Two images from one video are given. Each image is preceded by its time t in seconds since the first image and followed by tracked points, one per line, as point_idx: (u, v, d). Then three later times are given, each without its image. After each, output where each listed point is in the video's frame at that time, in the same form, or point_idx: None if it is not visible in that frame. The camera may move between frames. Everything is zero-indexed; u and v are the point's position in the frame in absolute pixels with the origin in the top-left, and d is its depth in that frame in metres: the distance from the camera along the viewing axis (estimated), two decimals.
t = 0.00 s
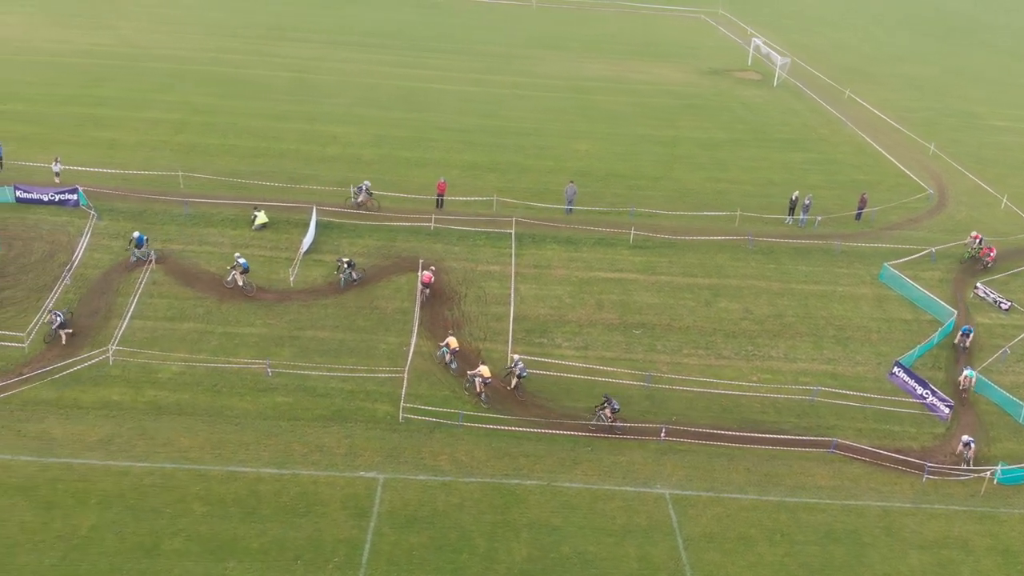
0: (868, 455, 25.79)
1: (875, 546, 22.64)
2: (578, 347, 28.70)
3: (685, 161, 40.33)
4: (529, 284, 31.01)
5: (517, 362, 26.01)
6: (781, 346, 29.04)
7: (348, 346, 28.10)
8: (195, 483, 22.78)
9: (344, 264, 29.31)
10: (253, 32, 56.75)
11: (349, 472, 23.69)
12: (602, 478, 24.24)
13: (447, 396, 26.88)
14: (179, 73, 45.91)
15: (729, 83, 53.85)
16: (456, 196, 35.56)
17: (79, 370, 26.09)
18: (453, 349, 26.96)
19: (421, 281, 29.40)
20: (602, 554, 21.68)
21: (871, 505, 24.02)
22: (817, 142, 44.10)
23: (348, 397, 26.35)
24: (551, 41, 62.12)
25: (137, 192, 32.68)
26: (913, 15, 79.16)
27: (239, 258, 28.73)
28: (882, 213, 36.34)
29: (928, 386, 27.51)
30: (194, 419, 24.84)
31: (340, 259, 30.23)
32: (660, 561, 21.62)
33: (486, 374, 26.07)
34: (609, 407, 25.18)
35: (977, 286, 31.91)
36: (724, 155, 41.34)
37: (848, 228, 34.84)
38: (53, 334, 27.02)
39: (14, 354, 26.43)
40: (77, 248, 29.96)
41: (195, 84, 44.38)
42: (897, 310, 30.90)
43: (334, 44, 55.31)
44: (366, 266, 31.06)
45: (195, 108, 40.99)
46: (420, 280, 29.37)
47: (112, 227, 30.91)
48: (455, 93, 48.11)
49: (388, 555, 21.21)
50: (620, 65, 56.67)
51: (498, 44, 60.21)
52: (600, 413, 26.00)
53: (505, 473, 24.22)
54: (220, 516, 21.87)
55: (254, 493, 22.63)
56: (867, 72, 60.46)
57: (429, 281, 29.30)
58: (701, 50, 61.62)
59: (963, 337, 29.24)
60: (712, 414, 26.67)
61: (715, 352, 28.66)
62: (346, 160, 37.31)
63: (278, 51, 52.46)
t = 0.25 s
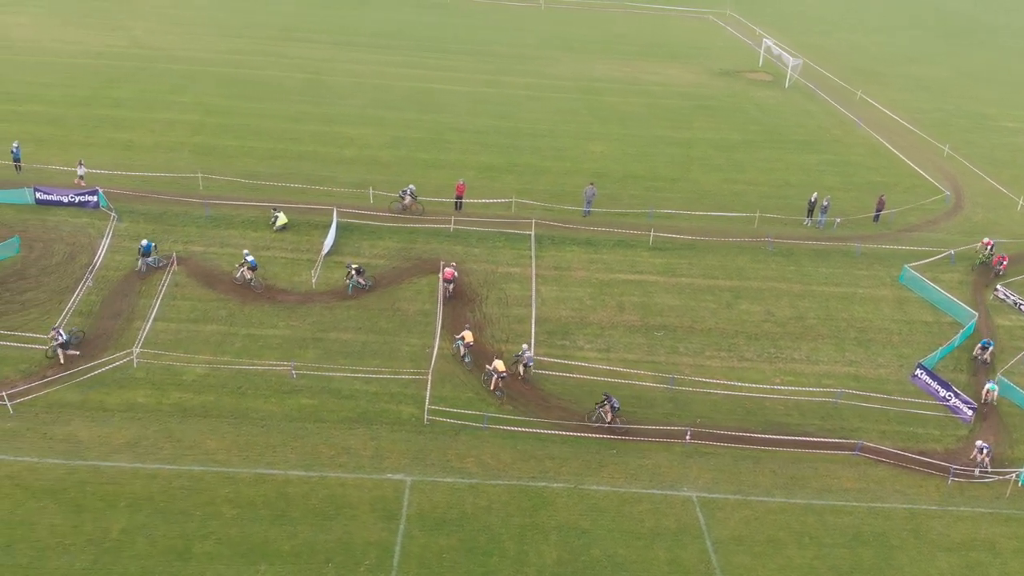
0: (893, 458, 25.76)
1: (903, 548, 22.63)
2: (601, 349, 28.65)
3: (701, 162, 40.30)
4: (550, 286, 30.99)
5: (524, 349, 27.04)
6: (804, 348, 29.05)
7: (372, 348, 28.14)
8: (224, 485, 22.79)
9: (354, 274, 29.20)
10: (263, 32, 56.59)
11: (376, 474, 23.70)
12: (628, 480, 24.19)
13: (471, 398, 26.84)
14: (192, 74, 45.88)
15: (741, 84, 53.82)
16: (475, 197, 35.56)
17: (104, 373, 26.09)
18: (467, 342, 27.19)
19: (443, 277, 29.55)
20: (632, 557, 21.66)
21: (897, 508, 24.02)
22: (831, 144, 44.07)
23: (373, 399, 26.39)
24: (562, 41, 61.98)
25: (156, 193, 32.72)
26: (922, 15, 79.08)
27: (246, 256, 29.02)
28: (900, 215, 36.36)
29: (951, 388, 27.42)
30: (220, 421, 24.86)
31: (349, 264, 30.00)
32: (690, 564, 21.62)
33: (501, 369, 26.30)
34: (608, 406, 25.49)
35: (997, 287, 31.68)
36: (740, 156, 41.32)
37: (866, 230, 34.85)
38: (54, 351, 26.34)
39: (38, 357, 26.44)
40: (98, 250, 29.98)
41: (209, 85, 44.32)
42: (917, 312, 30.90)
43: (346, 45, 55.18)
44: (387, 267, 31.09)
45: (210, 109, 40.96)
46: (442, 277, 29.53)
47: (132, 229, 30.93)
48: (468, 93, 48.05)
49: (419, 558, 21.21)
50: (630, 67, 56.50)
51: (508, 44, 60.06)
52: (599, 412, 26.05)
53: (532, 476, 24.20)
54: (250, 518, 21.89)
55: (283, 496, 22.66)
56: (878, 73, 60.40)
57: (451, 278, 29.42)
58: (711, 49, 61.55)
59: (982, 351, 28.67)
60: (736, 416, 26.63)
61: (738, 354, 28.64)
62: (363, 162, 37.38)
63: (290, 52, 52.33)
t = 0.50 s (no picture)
0: (915, 460, 25.72)
1: (928, 551, 22.58)
2: (621, 351, 28.59)
3: (716, 163, 40.25)
4: (569, 287, 30.96)
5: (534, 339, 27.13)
6: (824, 350, 29.05)
7: (392, 350, 28.17)
8: (249, 488, 22.81)
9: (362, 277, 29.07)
10: (273, 31, 56.39)
11: (400, 476, 23.70)
12: (652, 483, 24.11)
13: (492, 400, 26.80)
14: (204, 74, 45.81)
15: (752, 84, 53.74)
16: (491, 199, 35.56)
17: (125, 375, 26.11)
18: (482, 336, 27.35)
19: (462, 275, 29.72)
20: (659, 560, 21.61)
21: (921, 510, 23.96)
22: (844, 145, 44.05)
23: (395, 401, 26.41)
24: (572, 40, 61.71)
25: (174, 195, 32.80)
26: (929, 15, 78.95)
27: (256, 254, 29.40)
28: (916, 217, 36.34)
29: (971, 390, 27.34)
30: (243, 423, 24.89)
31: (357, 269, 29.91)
32: (717, 567, 21.61)
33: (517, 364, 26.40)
34: (609, 403, 25.24)
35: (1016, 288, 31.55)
36: (754, 157, 41.24)
37: (883, 231, 34.85)
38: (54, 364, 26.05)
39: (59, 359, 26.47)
40: (117, 252, 30.04)
41: (221, 86, 44.24)
42: (936, 314, 30.89)
43: (356, 44, 55.00)
44: (406, 269, 31.18)
45: (223, 110, 40.91)
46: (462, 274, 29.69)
47: (151, 230, 30.99)
48: (480, 94, 47.94)
49: (446, 560, 21.20)
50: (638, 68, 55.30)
51: (518, 42, 59.77)
52: (600, 410, 26.26)
53: (556, 478, 24.13)
54: (277, 521, 21.91)
55: (308, 498, 22.69)
56: (888, 73, 60.31)
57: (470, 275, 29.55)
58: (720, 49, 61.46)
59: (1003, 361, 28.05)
60: (758, 418, 26.58)
61: (758, 356, 28.63)
62: (378, 164, 37.43)
63: (300, 52, 52.18)
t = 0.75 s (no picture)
0: (940, 462, 25.63)
1: (958, 553, 22.50)
2: (644, 353, 28.53)
3: (732, 164, 40.24)
4: (590, 289, 30.93)
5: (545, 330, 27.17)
6: (847, 352, 29.05)
7: (416, 353, 28.19)
8: (279, 491, 22.86)
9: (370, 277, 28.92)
10: (284, 33, 56.32)
11: (429, 479, 23.70)
12: (680, 486, 24.04)
13: (517, 402, 26.74)
14: (218, 77, 45.89)
15: (765, 85, 53.71)
16: (509, 200, 35.57)
17: (150, 378, 26.10)
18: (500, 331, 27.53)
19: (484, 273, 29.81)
20: (690, 563, 21.59)
21: (949, 512, 23.87)
22: (859, 145, 44.04)
23: (420, 404, 26.42)
24: (583, 40, 61.61)
25: (195, 198, 32.91)
26: (938, 15, 78.87)
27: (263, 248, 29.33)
28: (935, 218, 36.31)
29: (994, 391, 27.17)
30: (271, 426, 24.96)
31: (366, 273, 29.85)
32: (748, 569, 21.60)
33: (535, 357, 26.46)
34: (613, 399, 25.24)
35: None
36: (770, 158, 41.22)
37: (901, 232, 34.85)
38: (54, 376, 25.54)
39: (83, 362, 26.47)
40: (139, 254, 30.08)
41: (236, 89, 44.24)
42: (957, 315, 30.84)
43: (368, 46, 54.93)
44: (427, 272, 31.21)
45: (239, 113, 40.95)
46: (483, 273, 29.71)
47: (172, 233, 31.10)
48: (494, 96, 47.93)
49: (478, 564, 21.20)
50: (651, 70, 55.85)
51: (530, 44, 59.70)
52: (604, 403, 26.19)
53: (583, 481, 24.07)
54: (308, 524, 21.93)
55: (338, 501, 22.71)
56: (899, 73, 60.25)
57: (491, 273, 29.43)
58: (731, 49, 61.47)
59: None
60: (783, 420, 26.58)
61: (781, 358, 28.63)
62: (396, 166, 37.49)
63: (313, 54, 52.17)
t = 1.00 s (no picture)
0: (963, 463, 25.48)
1: (984, 554, 22.38)
2: (664, 354, 28.49)
3: (746, 164, 40.21)
4: (608, 291, 30.91)
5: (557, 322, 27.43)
6: (867, 353, 29.03)
7: (436, 355, 28.21)
8: (304, 494, 22.87)
9: (380, 282, 29.15)
10: (294, 34, 56.24)
11: (453, 482, 23.67)
12: (704, 488, 24.00)
13: (538, 404, 26.66)
14: (229, 78, 45.87)
15: (775, 85, 53.64)
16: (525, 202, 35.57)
17: (172, 380, 26.15)
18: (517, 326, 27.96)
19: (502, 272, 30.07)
20: (717, 566, 21.53)
21: (973, 513, 23.75)
22: (873, 146, 44.01)
23: (442, 406, 26.42)
24: (592, 40, 61.50)
25: (212, 200, 33.05)
26: (946, 14, 78.77)
27: (271, 248, 29.71)
28: (951, 219, 36.27)
29: (1015, 392, 26.99)
30: (293, 429, 25.01)
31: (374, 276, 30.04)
32: (775, 571, 21.57)
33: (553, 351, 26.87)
34: (616, 394, 25.51)
35: None
36: (783, 159, 41.18)
37: (919, 233, 34.86)
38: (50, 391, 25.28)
39: (105, 364, 26.50)
40: (158, 257, 30.16)
41: (248, 90, 44.20)
42: (976, 315, 30.78)
43: (378, 47, 54.80)
44: (446, 273, 31.26)
45: (253, 114, 40.93)
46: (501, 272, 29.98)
47: (191, 235, 31.22)
48: (506, 96, 47.87)
49: (505, 566, 21.16)
50: (660, 69, 55.41)
51: (540, 43, 59.57)
52: (606, 399, 26.56)
53: (607, 483, 23.99)
54: (334, 527, 21.92)
55: (364, 503, 22.73)
56: (908, 73, 60.19)
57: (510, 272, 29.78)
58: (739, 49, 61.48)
59: None
60: (804, 422, 26.56)
61: (802, 359, 28.62)
62: (412, 167, 37.56)
63: (324, 55, 52.10)
